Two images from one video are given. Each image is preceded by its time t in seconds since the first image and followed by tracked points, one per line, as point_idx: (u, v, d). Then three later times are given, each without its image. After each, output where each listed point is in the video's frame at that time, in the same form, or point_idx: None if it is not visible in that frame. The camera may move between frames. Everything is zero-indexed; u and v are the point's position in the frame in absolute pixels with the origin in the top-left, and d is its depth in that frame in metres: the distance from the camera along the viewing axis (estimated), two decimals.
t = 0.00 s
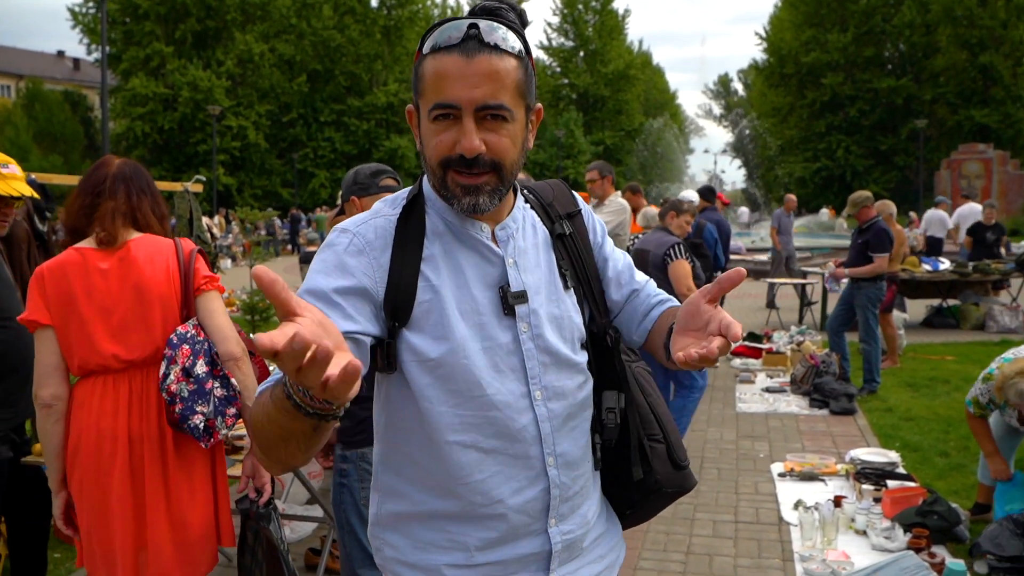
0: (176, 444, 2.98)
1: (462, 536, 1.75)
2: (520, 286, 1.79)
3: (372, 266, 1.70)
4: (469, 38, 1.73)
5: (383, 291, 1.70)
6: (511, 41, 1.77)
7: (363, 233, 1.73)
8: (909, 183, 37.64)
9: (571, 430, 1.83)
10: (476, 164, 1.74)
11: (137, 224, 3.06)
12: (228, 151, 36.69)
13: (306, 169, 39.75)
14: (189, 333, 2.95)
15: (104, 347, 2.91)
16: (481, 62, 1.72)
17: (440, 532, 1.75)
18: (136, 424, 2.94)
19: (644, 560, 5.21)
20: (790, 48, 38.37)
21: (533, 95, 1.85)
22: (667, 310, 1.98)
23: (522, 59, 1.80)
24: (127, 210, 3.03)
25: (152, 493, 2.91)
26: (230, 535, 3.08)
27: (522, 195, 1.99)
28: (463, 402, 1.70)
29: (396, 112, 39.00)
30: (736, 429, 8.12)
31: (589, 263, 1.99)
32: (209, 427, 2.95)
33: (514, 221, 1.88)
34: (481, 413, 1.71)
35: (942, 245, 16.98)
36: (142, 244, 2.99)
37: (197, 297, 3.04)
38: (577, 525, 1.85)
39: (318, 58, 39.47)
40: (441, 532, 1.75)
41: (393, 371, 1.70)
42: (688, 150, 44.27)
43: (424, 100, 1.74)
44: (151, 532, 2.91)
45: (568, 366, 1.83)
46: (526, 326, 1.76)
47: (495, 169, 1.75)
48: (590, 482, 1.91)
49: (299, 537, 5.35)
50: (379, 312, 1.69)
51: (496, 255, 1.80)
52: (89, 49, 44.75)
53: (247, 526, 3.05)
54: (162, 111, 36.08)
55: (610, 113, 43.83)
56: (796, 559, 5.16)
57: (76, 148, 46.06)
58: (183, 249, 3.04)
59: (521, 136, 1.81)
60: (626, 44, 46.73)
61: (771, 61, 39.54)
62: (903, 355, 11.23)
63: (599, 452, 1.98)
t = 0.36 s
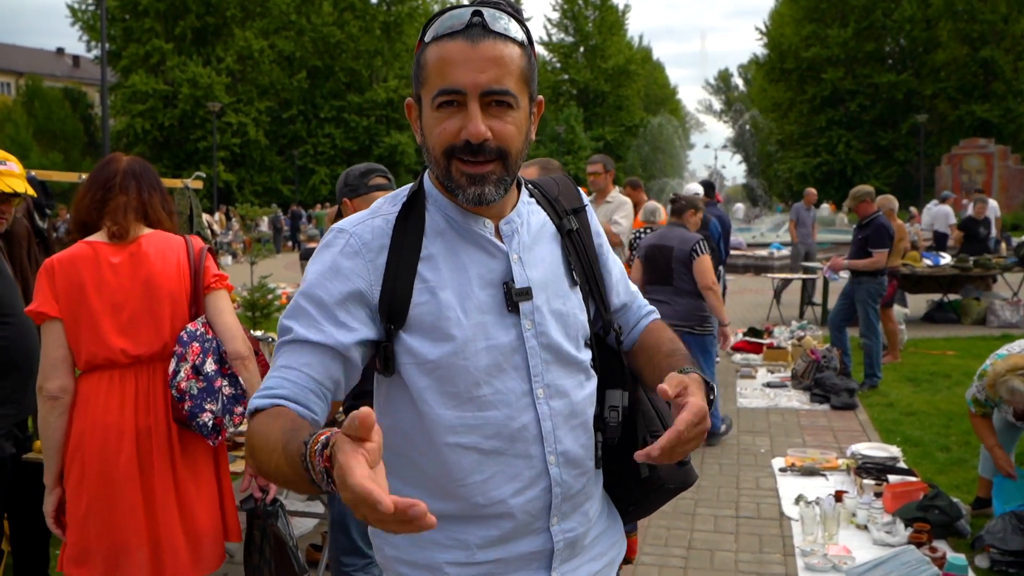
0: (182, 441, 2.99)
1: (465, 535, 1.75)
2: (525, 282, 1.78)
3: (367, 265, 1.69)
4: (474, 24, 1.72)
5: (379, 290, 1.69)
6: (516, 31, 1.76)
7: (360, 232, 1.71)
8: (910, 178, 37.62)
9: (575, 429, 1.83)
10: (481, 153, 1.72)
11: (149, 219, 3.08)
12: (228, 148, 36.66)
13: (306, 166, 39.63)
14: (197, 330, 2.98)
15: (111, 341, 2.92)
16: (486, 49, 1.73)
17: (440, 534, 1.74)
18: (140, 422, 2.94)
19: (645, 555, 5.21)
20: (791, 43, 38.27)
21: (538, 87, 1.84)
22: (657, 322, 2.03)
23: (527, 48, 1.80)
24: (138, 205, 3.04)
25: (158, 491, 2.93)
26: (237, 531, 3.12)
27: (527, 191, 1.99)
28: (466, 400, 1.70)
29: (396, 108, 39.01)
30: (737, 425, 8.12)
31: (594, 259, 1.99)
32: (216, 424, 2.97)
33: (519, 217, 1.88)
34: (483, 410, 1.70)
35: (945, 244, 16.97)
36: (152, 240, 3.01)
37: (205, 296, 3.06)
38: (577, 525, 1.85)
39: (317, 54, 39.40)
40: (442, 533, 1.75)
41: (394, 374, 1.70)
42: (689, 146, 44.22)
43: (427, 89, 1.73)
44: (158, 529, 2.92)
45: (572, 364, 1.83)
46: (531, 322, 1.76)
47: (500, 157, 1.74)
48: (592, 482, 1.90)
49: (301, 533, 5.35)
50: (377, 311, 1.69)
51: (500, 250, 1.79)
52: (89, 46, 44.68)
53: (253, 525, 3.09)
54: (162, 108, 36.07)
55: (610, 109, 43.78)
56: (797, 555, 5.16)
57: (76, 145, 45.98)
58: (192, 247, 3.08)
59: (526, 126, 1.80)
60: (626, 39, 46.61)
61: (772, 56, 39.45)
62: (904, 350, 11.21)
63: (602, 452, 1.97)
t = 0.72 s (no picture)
0: (172, 442, 2.99)
1: (466, 536, 1.74)
2: (535, 280, 1.78)
3: (375, 269, 1.68)
4: (482, 27, 1.72)
5: (386, 292, 1.67)
6: (524, 31, 1.77)
7: (365, 234, 1.70)
8: (910, 178, 37.63)
9: (578, 429, 1.82)
10: (490, 157, 1.72)
11: (139, 219, 3.07)
12: (227, 147, 36.67)
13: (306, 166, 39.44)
14: (187, 331, 2.98)
15: (100, 342, 2.91)
16: (496, 53, 1.72)
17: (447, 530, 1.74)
18: (129, 421, 2.93)
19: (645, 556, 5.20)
20: (790, 42, 38.28)
21: (545, 89, 1.83)
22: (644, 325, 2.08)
23: (536, 52, 1.80)
24: (128, 205, 3.04)
25: (148, 494, 2.92)
26: (225, 532, 3.14)
27: (534, 190, 2.00)
28: (477, 401, 1.69)
29: (396, 108, 39.05)
30: (736, 425, 8.11)
31: (598, 258, 2.00)
32: (208, 425, 2.96)
33: (527, 215, 1.88)
34: (491, 411, 1.70)
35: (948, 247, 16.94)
36: (142, 239, 3.01)
37: (195, 296, 3.07)
38: (578, 523, 1.85)
39: (317, 54, 39.39)
40: (442, 534, 1.75)
41: (395, 378, 1.69)
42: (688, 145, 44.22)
43: (436, 91, 1.72)
44: (145, 529, 2.92)
45: (578, 365, 1.83)
46: (541, 323, 1.76)
47: (507, 162, 1.73)
48: (594, 480, 1.90)
49: (299, 534, 5.34)
50: (382, 314, 1.67)
51: (508, 249, 1.79)
52: (88, 45, 44.65)
53: (242, 525, 3.20)
54: (161, 107, 36.07)
55: (610, 108, 43.72)
56: (797, 555, 5.16)
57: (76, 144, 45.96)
58: (182, 248, 3.08)
59: (534, 129, 1.79)
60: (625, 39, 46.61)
61: (772, 56, 39.46)
62: (904, 350, 11.21)
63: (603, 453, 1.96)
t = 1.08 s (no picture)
0: (151, 443, 2.98)
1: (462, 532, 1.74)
2: (528, 275, 1.79)
3: (376, 261, 1.67)
4: (487, 21, 1.72)
5: (384, 283, 1.66)
6: (527, 28, 1.77)
7: (365, 226, 1.69)
8: (911, 178, 37.64)
9: (569, 426, 1.82)
10: (491, 150, 1.72)
11: (105, 220, 3.05)
12: (228, 147, 36.71)
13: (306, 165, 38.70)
14: (160, 331, 2.95)
15: (72, 345, 2.90)
16: (500, 46, 1.73)
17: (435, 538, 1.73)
18: (107, 426, 2.92)
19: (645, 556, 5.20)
20: (791, 42, 38.25)
21: (546, 88, 1.84)
22: (644, 320, 2.04)
23: (538, 50, 1.80)
24: (94, 206, 3.02)
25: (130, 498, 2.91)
26: (207, 529, 3.15)
27: (526, 189, 2.00)
28: (470, 397, 1.69)
29: (396, 108, 39.05)
30: (737, 425, 8.10)
31: (588, 255, 2.00)
32: (186, 424, 2.95)
33: (520, 211, 1.88)
34: (485, 406, 1.70)
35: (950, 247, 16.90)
36: (110, 240, 2.99)
37: (167, 296, 3.04)
38: (570, 524, 1.85)
39: (317, 53, 39.10)
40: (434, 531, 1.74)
41: (394, 371, 1.68)
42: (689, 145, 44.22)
43: (439, 83, 1.73)
44: (126, 531, 2.91)
45: (569, 360, 1.83)
46: (533, 317, 1.76)
47: (506, 156, 1.74)
48: (584, 477, 1.90)
49: (299, 533, 5.33)
50: (382, 307, 1.66)
51: (503, 244, 1.79)
52: (88, 45, 44.67)
53: (220, 524, 3.13)
54: (161, 107, 36.08)
55: (610, 108, 43.70)
56: (797, 554, 5.16)
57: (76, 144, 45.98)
58: (151, 247, 3.04)
59: (534, 125, 1.80)
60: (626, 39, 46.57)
61: (773, 56, 39.42)
62: (904, 350, 11.21)
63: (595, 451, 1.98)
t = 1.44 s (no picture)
0: (135, 446, 2.93)
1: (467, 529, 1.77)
2: (537, 285, 1.81)
3: (388, 274, 1.65)
4: (511, 43, 1.70)
5: (395, 298, 1.65)
6: (546, 43, 1.76)
7: (376, 237, 1.67)
8: (911, 178, 37.67)
9: (571, 429, 1.87)
10: (507, 176, 1.72)
11: (75, 223, 2.98)
12: (229, 148, 36.80)
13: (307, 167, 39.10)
14: (139, 332, 2.90)
15: (49, 351, 2.84)
16: (520, 71, 1.70)
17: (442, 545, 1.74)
18: (88, 432, 2.86)
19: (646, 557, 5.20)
20: (792, 43, 38.22)
21: (560, 105, 1.83)
22: (619, 334, 2.14)
23: (556, 68, 1.79)
24: (61, 211, 2.94)
25: (110, 501, 2.85)
26: (189, 535, 3.09)
27: (533, 199, 2.04)
28: (480, 406, 1.70)
29: (397, 109, 39.04)
30: (738, 425, 8.10)
31: (588, 267, 2.05)
32: (169, 426, 2.91)
33: (529, 222, 1.92)
34: (496, 414, 1.72)
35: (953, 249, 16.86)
36: (82, 242, 2.91)
37: (143, 296, 2.97)
38: (567, 520, 1.90)
39: (318, 54, 39.01)
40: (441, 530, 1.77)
41: (405, 383, 1.67)
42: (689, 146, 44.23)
43: (456, 103, 1.70)
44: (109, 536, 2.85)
45: (570, 368, 1.86)
46: (541, 327, 1.79)
47: (521, 182, 1.73)
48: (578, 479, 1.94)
49: (301, 535, 5.33)
50: (392, 322, 1.64)
51: (512, 255, 1.80)
52: (89, 47, 44.71)
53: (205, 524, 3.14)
54: (163, 109, 36.11)
55: (611, 109, 43.74)
56: (798, 555, 5.16)
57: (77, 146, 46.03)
58: (124, 248, 2.97)
59: (549, 142, 1.79)
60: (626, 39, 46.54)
61: (773, 56, 39.40)
62: (905, 350, 11.22)
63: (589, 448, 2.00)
